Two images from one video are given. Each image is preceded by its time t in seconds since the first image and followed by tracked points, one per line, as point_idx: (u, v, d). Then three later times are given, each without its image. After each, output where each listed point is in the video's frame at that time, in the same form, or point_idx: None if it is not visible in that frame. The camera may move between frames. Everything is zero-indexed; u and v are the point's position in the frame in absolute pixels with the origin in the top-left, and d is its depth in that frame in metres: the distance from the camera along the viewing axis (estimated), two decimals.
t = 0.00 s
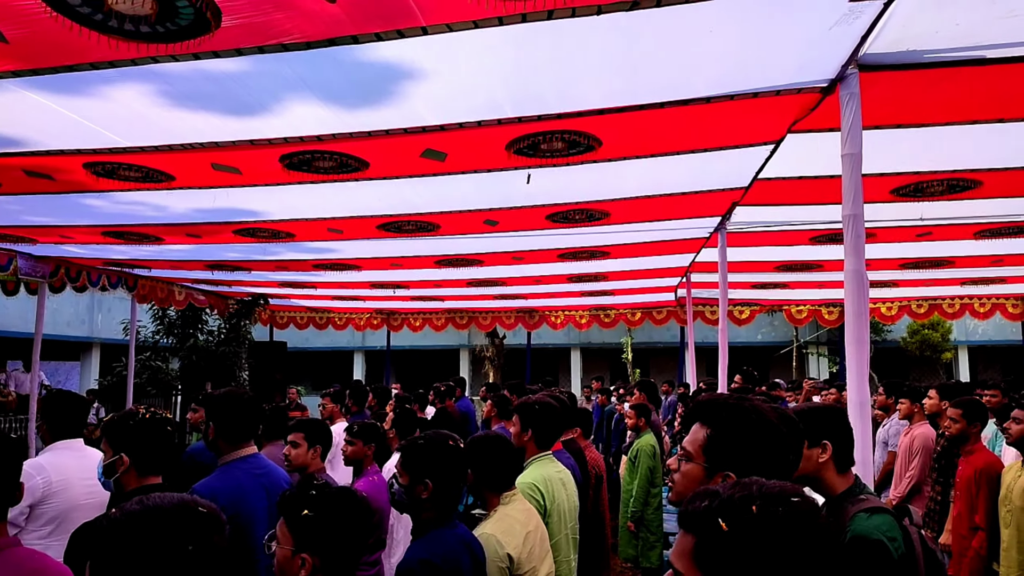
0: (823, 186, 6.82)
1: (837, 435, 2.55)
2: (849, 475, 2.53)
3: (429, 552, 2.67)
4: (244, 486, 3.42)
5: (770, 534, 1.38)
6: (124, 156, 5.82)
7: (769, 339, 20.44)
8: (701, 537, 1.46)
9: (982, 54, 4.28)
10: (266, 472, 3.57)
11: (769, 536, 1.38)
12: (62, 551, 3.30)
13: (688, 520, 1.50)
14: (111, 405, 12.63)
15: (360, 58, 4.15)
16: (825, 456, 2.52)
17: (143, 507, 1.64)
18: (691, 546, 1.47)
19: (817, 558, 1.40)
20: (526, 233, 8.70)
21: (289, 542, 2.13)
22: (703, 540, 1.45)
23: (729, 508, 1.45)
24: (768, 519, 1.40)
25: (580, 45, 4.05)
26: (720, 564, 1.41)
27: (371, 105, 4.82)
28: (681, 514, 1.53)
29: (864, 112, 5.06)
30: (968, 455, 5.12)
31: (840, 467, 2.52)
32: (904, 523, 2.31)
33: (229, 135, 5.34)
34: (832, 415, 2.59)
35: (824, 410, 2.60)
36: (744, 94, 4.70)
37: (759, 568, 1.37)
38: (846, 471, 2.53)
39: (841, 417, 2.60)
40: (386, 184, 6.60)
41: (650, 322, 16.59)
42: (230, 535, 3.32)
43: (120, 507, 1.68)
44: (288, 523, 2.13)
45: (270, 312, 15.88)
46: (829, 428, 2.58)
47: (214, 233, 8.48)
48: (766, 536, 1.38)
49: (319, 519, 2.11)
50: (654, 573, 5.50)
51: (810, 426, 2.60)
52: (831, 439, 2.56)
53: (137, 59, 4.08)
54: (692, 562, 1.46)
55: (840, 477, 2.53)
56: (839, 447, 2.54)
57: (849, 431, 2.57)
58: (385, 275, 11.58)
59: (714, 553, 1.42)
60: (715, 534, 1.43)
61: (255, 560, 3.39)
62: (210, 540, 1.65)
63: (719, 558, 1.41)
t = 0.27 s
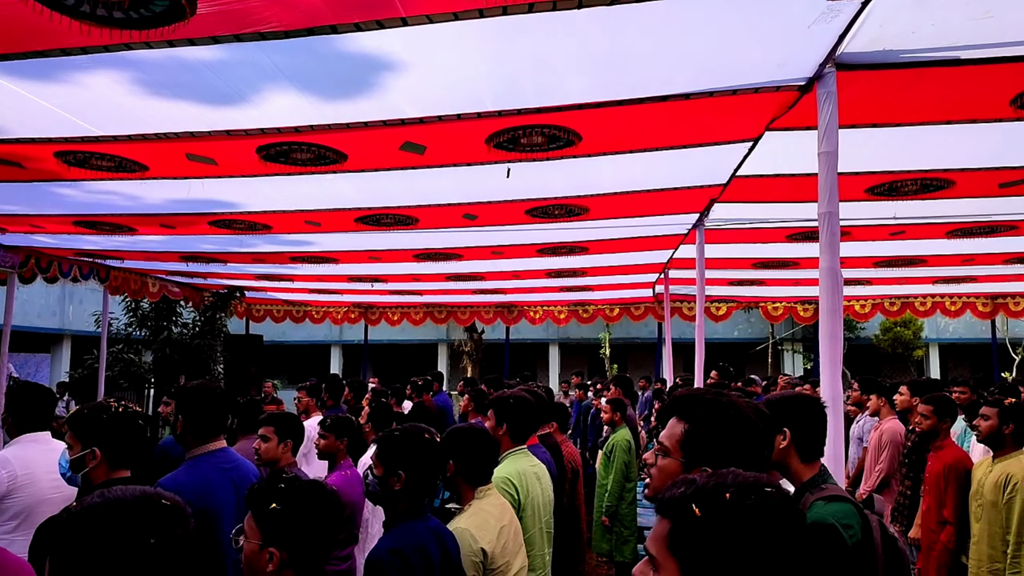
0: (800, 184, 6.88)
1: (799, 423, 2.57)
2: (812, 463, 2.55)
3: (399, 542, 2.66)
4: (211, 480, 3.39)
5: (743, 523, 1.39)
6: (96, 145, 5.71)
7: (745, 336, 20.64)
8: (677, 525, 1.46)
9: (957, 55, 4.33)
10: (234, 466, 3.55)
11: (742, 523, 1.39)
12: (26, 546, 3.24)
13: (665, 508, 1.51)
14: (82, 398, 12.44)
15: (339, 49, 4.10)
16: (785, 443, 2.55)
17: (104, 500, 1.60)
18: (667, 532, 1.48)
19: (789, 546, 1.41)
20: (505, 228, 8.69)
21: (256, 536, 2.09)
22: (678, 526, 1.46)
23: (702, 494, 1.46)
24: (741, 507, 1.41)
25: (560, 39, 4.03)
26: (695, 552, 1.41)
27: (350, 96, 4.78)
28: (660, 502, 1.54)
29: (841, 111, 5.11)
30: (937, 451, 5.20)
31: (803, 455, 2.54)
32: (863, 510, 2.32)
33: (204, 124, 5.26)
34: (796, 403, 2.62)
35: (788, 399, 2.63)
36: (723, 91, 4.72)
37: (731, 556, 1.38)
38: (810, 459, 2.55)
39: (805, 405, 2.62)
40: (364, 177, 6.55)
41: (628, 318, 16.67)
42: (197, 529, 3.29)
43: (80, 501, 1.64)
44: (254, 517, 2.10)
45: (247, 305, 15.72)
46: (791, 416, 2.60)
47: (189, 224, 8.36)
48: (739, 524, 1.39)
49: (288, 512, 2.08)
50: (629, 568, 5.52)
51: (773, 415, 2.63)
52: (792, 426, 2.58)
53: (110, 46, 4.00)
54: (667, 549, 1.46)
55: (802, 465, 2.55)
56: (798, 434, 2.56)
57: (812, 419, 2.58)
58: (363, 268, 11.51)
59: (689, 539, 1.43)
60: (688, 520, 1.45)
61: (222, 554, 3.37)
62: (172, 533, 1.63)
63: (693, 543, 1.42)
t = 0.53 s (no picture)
0: (778, 183, 6.92)
1: (775, 415, 2.59)
2: (788, 454, 2.56)
3: (379, 543, 2.63)
4: (183, 481, 3.34)
5: (717, 519, 1.40)
6: (68, 141, 5.61)
7: (724, 334, 20.78)
8: (653, 519, 1.47)
9: (932, 55, 4.37)
10: (207, 467, 3.50)
11: (716, 518, 1.40)
12: None
13: (642, 502, 1.51)
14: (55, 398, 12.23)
15: (316, 43, 4.05)
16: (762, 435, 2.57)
17: (60, 503, 1.55)
18: (643, 525, 1.48)
19: (762, 540, 1.42)
20: (485, 225, 8.67)
21: (227, 538, 2.06)
22: (654, 520, 1.46)
23: (678, 488, 1.47)
24: (715, 502, 1.41)
25: (539, 35, 4.02)
26: (670, 545, 1.42)
27: (328, 92, 4.73)
28: (637, 496, 1.54)
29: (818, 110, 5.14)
30: (913, 447, 5.26)
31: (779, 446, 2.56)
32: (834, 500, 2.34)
33: (179, 120, 5.18)
34: (774, 395, 2.62)
35: (766, 391, 2.63)
36: (702, 89, 4.73)
37: (704, 550, 1.38)
38: (787, 450, 2.56)
39: (784, 397, 2.62)
40: (343, 174, 6.49)
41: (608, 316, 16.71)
42: (169, 531, 3.23)
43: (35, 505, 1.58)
44: (225, 518, 2.07)
45: (224, 303, 15.54)
46: (768, 408, 2.62)
47: (165, 221, 8.25)
48: (712, 520, 1.40)
49: (258, 513, 2.05)
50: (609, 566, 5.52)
51: (752, 408, 2.65)
52: (769, 418, 2.60)
53: (81, 39, 3.92)
54: (642, 541, 1.47)
55: (778, 456, 2.57)
56: (776, 426, 2.58)
57: (791, 411, 2.59)
58: (342, 266, 11.43)
59: (665, 532, 1.43)
60: (663, 513, 1.45)
61: (195, 556, 3.31)
62: (131, 533, 1.58)
63: (668, 536, 1.43)
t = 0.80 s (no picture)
0: (753, 184, 6.99)
1: (747, 412, 2.61)
2: (758, 450, 2.60)
3: (357, 544, 2.62)
4: (155, 484, 3.30)
5: (687, 518, 1.41)
6: (38, 141, 5.52)
7: (702, 334, 20.95)
8: (626, 516, 1.48)
9: (903, 59, 4.44)
10: (181, 470, 3.46)
11: (688, 516, 1.41)
12: None
13: (616, 500, 1.52)
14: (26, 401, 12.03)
15: (292, 43, 4.02)
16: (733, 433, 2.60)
17: (18, 508, 1.65)
18: (617, 523, 1.49)
19: (732, 536, 1.44)
20: (463, 226, 8.66)
21: (198, 542, 2.05)
22: (627, 517, 1.48)
23: (651, 486, 1.48)
24: (687, 499, 1.43)
25: (516, 37, 4.02)
26: (644, 543, 1.43)
27: (304, 93, 4.70)
28: (612, 494, 1.55)
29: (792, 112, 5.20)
30: (886, 445, 5.35)
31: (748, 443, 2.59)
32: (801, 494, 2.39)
33: (153, 120, 5.12)
34: (747, 393, 2.65)
35: (738, 389, 2.66)
36: (678, 91, 4.77)
37: (676, 547, 1.40)
38: (757, 447, 2.60)
39: (757, 394, 2.65)
40: (319, 174, 6.45)
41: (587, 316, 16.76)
42: (141, 536, 3.17)
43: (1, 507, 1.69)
44: (195, 522, 2.06)
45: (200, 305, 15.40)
46: (741, 406, 2.64)
47: (138, 222, 8.15)
48: (683, 519, 1.41)
49: (228, 518, 2.05)
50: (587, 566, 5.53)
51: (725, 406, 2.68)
52: (741, 416, 2.62)
53: (51, 37, 3.86)
54: (617, 539, 1.48)
55: (749, 452, 2.61)
56: (747, 423, 2.60)
57: (763, 409, 2.62)
58: (320, 267, 11.35)
59: (638, 529, 1.44)
60: (637, 510, 1.47)
61: (169, 560, 3.25)
62: (87, 537, 1.66)
63: (641, 533, 1.44)
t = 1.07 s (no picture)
0: (737, 187, 7.03)
1: (716, 416, 2.69)
2: (727, 453, 2.67)
3: (335, 545, 2.59)
4: (134, 484, 3.24)
5: (667, 517, 1.41)
6: (15, 136, 5.45)
7: (685, 336, 21.03)
8: (608, 517, 1.47)
9: (885, 64, 4.48)
10: (161, 470, 3.41)
11: (669, 516, 1.41)
12: None
13: (598, 500, 1.52)
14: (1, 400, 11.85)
15: (275, 40, 3.99)
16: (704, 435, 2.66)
17: None
18: (598, 522, 1.49)
19: (712, 535, 1.43)
20: (447, 226, 8.63)
21: (171, 543, 2.12)
22: (609, 516, 1.47)
23: (633, 485, 1.48)
24: (668, 499, 1.42)
25: (502, 37, 4.01)
26: (625, 542, 1.42)
27: (287, 90, 4.66)
28: (592, 494, 1.55)
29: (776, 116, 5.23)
30: (865, 447, 5.38)
31: (717, 446, 2.66)
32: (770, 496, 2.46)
33: (134, 116, 5.07)
34: (712, 399, 2.75)
35: (705, 396, 2.77)
36: (663, 93, 4.78)
37: (655, 546, 1.40)
38: (725, 450, 2.67)
39: (720, 398, 2.76)
40: (303, 173, 6.41)
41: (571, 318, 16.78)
42: (117, 537, 3.11)
43: None
44: (169, 523, 2.13)
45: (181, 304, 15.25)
46: (709, 411, 2.72)
47: (118, 219, 8.05)
48: (664, 518, 1.41)
49: (202, 518, 2.12)
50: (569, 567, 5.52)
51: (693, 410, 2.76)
52: (710, 419, 2.70)
53: (29, 30, 3.81)
54: (598, 538, 1.47)
55: (717, 455, 2.67)
56: (714, 426, 2.68)
57: (730, 413, 2.71)
58: (303, 266, 11.28)
59: (620, 528, 1.44)
60: (618, 509, 1.46)
61: (148, 562, 3.20)
62: (55, 538, 1.89)
63: (623, 532, 1.44)
